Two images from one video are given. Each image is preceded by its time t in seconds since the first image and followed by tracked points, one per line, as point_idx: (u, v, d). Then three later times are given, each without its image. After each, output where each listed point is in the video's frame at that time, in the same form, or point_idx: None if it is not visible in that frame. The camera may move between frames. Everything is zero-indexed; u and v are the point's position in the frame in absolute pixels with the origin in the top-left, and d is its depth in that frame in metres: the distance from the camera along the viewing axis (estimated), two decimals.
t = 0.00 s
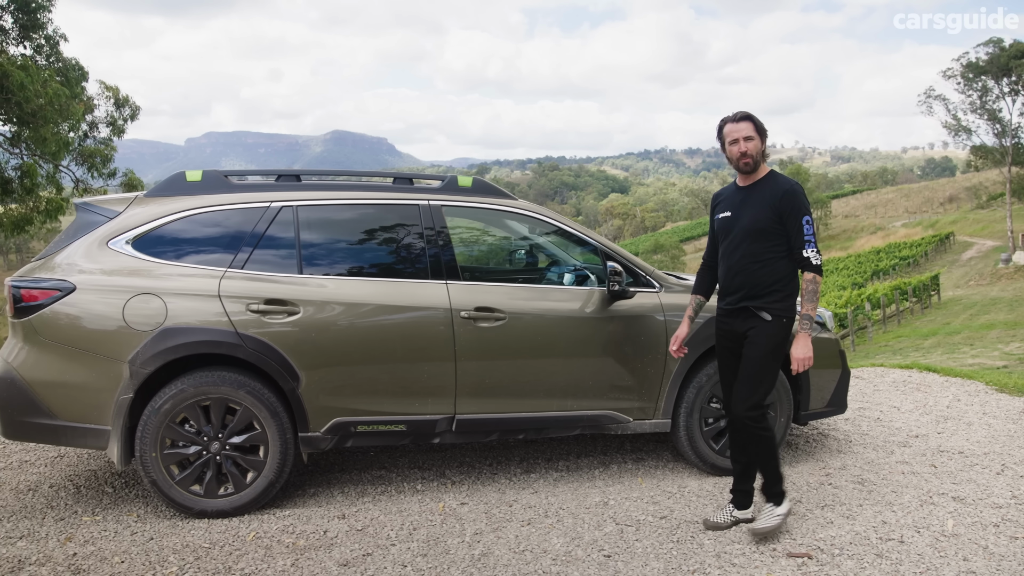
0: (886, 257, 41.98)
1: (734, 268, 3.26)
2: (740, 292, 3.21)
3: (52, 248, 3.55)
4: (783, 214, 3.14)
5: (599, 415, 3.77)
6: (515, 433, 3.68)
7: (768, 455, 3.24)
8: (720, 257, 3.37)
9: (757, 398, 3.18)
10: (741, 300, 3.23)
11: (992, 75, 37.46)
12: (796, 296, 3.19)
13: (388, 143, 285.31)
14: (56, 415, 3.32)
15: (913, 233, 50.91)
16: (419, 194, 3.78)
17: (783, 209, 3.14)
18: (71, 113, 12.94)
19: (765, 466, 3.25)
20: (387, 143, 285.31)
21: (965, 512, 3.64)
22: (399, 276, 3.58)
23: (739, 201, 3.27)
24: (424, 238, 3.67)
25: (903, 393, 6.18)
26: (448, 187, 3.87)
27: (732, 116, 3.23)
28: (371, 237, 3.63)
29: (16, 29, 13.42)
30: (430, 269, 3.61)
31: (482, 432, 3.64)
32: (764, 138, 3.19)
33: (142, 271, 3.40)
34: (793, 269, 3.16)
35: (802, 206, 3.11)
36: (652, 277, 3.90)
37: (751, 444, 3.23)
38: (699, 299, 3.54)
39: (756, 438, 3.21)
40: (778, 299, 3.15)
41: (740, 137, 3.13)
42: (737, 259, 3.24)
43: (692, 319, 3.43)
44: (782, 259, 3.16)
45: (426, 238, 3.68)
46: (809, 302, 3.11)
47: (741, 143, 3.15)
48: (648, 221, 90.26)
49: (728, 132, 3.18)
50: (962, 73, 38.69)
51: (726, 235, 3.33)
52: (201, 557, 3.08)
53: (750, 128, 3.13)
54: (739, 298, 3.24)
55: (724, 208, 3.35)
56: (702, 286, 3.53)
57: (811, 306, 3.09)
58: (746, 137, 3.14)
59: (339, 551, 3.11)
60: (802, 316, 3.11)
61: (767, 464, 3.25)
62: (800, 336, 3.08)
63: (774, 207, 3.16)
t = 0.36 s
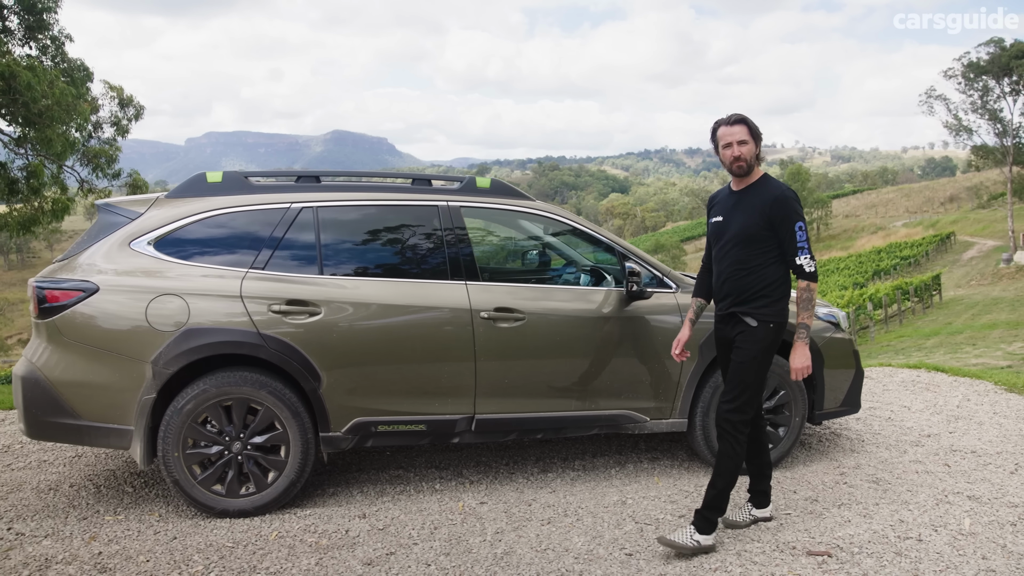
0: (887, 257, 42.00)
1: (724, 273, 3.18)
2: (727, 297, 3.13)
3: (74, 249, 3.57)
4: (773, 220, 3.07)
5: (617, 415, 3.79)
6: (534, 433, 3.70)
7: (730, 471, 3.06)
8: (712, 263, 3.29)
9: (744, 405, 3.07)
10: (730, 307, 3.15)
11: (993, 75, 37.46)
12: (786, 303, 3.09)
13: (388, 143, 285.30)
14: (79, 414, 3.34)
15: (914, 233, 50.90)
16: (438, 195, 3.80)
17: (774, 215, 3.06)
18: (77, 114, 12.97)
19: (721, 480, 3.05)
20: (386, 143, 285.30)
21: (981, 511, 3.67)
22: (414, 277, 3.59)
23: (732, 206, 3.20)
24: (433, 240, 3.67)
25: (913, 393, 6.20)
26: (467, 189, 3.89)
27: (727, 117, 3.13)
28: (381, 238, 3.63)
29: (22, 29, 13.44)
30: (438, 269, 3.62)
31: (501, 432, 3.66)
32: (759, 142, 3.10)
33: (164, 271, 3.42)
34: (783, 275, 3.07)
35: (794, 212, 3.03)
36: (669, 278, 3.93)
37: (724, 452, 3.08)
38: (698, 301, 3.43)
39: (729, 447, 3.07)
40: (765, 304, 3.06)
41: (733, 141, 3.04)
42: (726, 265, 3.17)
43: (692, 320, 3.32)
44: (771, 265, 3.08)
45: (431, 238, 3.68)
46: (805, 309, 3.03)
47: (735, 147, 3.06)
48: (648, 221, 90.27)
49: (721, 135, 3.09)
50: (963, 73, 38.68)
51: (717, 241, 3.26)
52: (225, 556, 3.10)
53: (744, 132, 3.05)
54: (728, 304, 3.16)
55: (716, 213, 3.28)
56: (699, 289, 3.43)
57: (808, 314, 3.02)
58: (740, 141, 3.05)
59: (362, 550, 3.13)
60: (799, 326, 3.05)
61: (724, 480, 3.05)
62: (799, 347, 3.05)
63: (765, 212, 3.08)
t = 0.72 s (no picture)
0: (888, 257, 42.01)
1: (714, 272, 3.13)
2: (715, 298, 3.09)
3: (97, 249, 3.60)
4: (765, 221, 2.97)
5: (636, 413, 3.81)
6: (554, 432, 3.72)
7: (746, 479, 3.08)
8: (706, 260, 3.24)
9: (746, 412, 3.05)
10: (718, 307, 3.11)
11: (995, 75, 37.44)
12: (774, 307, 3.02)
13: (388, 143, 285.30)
14: (104, 414, 3.36)
15: (914, 233, 50.93)
16: (459, 195, 3.82)
17: (765, 217, 2.97)
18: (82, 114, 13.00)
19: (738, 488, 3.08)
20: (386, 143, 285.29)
21: (999, 510, 3.68)
22: (432, 276, 3.61)
23: (727, 203, 3.13)
24: (440, 240, 3.69)
25: (923, 393, 6.22)
26: (488, 189, 3.92)
27: (728, 111, 3.03)
28: (390, 238, 3.64)
29: (28, 29, 13.44)
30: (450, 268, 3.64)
31: (521, 432, 3.68)
32: (759, 139, 3.00)
33: (187, 271, 3.43)
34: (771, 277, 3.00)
35: (785, 215, 2.92)
36: (687, 278, 3.92)
37: (734, 459, 3.10)
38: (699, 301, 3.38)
39: (739, 455, 3.09)
40: (753, 309, 3.01)
41: (733, 137, 2.95)
42: (718, 264, 3.12)
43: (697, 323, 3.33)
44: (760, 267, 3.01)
45: (436, 238, 3.69)
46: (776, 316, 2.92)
47: (734, 143, 2.97)
48: (648, 221, 90.30)
49: (721, 130, 3.00)
50: (964, 73, 38.69)
51: (712, 237, 3.19)
52: (251, 554, 3.11)
53: (744, 128, 2.95)
54: (716, 304, 3.11)
55: (713, 209, 3.21)
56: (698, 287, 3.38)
57: (780, 320, 2.90)
58: (740, 137, 2.96)
59: (387, 548, 3.15)
60: (767, 331, 2.92)
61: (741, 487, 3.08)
62: (759, 351, 2.93)
63: (757, 213, 2.99)
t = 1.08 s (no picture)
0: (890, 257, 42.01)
1: (707, 272, 3.15)
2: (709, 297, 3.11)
3: (120, 249, 3.62)
4: (749, 218, 2.97)
5: (655, 413, 3.84)
6: (573, 430, 3.74)
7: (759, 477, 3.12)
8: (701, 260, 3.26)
9: (750, 412, 3.09)
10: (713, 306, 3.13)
11: (997, 74, 37.16)
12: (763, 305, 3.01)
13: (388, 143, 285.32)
14: (128, 412, 3.38)
15: (916, 232, 50.90)
16: (479, 195, 3.85)
17: (749, 213, 2.97)
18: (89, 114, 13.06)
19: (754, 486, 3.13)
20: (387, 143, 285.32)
21: (1016, 508, 3.71)
22: (450, 275, 3.63)
23: (716, 202, 3.13)
24: (447, 241, 3.69)
25: (934, 392, 6.23)
26: (507, 190, 3.94)
27: (710, 109, 3.06)
28: (400, 238, 3.65)
29: (35, 29, 13.46)
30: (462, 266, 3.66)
31: (541, 430, 3.70)
32: (743, 135, 3.02)
33: (211, 270, 3.45)
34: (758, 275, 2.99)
35: (766, 210, 2.91)
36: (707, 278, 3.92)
37: (746, 460, 3.15)
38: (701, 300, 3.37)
39: (751, 455, 3.13)
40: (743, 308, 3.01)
41: (716, 133, 2.97)
42: (710, 264, 3.13)
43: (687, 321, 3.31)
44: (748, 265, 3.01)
45: (443, 238, 3.70)
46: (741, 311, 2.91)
47: (718, 140, 2.99)
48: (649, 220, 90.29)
49: (703, 127, 3.03)
50: (966, 72, 38.61)
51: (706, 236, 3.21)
52: (276, 552, 3.13)
53: (726, 124, 2.98)
54: (707, 304, 3.12)
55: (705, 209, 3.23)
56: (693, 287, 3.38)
57: (743, 316, 2.89)
58: (723, 133, 2.98)
59: (411, 547, 3.17)
60: (729, 325, 2.92)
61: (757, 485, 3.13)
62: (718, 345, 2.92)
63: (742, 210, 3.00)
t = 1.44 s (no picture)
0: (891, 256, 42.02)
1: (670, 277, 3.10)
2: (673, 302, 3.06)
3: (142, 249, 3.64)
4: (714, 222, 2.95)
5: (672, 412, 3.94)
6: (591, 429, 3.75)
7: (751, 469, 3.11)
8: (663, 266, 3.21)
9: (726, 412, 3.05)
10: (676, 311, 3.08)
11: (998, 73, 37.19)
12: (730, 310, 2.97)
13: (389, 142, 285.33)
14: (150, 411, 3.40)
15: (917, 232, 50.90)
16: (497, 195, 3.86)
17: (715, 217, 2.95)
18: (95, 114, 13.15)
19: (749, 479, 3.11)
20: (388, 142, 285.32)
21: None
22: (468, 274, 3.65)
23: (679, 206, 3.11)
24: (457, 242, 3.70)
25: (944, 391, 6.25)
26: (525, 190, 3.96)
27: (673, 114, 3.03)
28: (414, 238, 3.67)
29: (40, 29, 13.49)
30: (478, 263, 3.68)
31: (559, 428, 3.72)
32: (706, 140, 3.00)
33: (231, 270, 3.47)
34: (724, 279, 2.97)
35: (731, 213, 2.89)
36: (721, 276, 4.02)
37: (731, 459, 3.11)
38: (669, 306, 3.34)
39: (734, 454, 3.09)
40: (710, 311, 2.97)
41: (680, 139, 2.94)
42: (673, 269, 3.09)
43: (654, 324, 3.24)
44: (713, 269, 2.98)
45: (447, 238, 3.71)
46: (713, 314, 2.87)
47: (682, 145, 2.96)
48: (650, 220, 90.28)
49: (666, 132, 2.99)
50: (968, 72, 38.58)
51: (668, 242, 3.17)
52: (299, 550, 3.15)
53: (690, 129, 2.94)
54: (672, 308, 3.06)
55: (667, 214, 3.19)
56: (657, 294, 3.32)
57: (715, 320, 2.86)
58: (687, 138, 2.95)
59: (434, 545, 3.19)
60: (703, 329, 2.88)
61: (752, 476, 3.11)
62: (693, 350, 2.89)
63: (708, 214, 2.97)
